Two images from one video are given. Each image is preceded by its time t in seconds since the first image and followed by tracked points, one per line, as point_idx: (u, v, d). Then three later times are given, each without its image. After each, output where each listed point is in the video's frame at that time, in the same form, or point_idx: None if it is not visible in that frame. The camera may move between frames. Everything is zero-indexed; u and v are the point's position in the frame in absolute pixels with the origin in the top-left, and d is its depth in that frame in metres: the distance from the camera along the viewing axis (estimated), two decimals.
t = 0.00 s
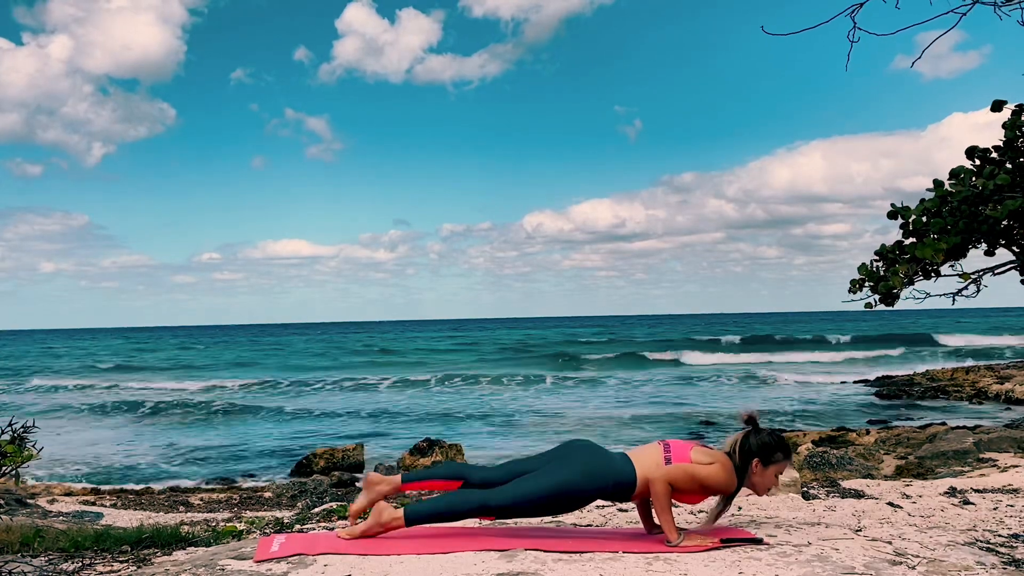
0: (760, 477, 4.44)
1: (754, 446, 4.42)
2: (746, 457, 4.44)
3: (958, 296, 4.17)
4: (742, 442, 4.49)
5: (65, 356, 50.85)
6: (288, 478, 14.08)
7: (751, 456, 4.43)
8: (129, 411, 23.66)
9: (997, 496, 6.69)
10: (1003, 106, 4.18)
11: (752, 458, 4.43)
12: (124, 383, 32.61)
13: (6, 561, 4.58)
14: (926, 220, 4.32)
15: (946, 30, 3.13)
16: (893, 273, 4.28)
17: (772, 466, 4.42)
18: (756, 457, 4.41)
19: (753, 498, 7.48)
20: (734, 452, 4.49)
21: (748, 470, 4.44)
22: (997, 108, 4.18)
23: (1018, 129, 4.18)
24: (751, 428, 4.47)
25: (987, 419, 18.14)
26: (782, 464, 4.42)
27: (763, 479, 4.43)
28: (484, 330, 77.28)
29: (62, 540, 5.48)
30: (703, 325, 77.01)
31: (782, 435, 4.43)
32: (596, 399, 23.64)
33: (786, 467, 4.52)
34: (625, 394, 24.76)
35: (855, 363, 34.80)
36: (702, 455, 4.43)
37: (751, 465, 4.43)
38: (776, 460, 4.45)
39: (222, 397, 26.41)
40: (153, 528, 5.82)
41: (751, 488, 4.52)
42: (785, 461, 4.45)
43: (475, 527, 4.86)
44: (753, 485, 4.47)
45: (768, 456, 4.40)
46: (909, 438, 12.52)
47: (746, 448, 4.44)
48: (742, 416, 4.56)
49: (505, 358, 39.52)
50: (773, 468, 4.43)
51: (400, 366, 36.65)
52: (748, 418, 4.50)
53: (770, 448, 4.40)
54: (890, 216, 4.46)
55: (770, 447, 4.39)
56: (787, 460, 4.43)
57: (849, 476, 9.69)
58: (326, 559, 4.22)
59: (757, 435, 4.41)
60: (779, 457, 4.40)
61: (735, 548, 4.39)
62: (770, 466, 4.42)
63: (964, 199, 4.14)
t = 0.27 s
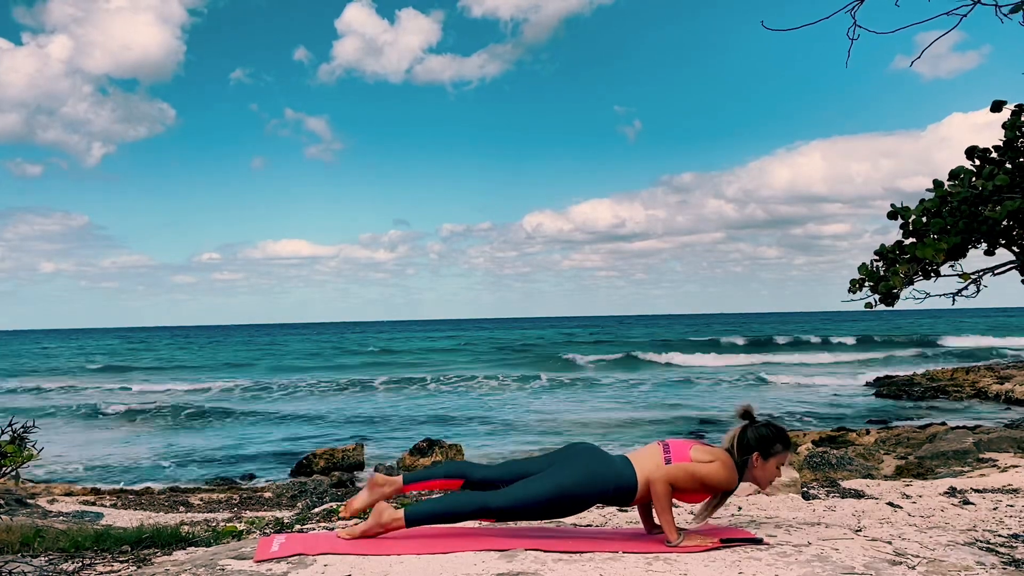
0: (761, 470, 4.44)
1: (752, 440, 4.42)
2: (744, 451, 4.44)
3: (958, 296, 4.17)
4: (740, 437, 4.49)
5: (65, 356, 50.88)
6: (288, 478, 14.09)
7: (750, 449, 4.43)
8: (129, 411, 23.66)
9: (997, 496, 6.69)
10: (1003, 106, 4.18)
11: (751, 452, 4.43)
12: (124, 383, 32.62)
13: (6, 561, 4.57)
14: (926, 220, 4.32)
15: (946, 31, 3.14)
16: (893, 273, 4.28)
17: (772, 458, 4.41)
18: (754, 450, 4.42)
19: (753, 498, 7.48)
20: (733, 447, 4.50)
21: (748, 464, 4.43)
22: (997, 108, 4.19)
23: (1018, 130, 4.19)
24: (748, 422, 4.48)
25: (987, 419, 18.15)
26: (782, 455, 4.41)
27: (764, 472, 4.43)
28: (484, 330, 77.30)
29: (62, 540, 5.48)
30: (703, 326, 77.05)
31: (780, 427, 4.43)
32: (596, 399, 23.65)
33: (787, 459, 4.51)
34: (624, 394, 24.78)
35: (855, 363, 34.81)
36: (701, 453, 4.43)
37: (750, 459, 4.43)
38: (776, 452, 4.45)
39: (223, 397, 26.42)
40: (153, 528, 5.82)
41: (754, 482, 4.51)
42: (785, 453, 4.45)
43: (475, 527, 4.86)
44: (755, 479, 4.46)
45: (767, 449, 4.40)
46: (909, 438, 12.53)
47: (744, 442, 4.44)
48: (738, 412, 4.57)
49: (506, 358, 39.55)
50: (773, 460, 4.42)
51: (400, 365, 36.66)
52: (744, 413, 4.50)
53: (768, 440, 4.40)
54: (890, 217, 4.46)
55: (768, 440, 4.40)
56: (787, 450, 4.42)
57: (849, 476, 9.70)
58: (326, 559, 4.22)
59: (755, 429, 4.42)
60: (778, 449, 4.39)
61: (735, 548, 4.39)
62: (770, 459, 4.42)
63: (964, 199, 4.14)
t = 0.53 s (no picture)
0: (761, 462, 4.43)
1: (750, 433, 4.42)
2: (744, 445, 4.44)
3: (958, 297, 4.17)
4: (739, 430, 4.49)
5: (65, 356, 50.91)
6: (288, 478, 14.10)
7: (749, 442, 4.43)
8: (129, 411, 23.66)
9: (997, 496, 6.69)
10: (1003, 106, 4.17)
11: (751, 444, 4.42)
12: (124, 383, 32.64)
13: (6, 561, 4.57)
14: (926, 220, 4.32)
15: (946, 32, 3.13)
16: (893, 273, 4.28)
17: (772, 449, 4.40)
18: (755, 442, 4.41)
19: (753, 498, 7.48)
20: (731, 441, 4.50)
21: (746, 456, 4.43)
22: (997, 108, 4.18)
23: (1018, 130, 4.19)
24: (744, 416, 4.47)
25: (987, 420, 18.15)
26: (783, 446, 4.40)
27: (765, 463, 4.42)
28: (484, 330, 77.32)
29: (62, 540, 5.47)
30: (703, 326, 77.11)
31: (777, 417, 4.42)
32: (596, 399, 23.66)
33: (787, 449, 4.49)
34: (625, 394, 24.78)
35: (855, 364, 34.82)
36: (699, 450, 4.42)
37: (749, 452, 4.42)
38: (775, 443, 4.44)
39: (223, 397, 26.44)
40: (153, 528, 5.82)
41: (754, 475, 4.49)
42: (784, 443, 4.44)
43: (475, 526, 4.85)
44: (756, 471, 4.45)
45: (766, 441, 4.40)
46: (909, 438, 12.54)
47: (743, 435, 4.45)
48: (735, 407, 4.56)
49: (506, 358, 39.55)
50: (772, 452, 4.41)
51: (400, 366, 36.68)
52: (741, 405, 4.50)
53: (766, 432, 4.39)
54: (890, 217, 4.45)
55: (766, 431, 4.39)
56: (785, 440, 4.40)
57: (849, 476, 9.70)
58: (326, 559, 4.22)
59: (751, 421, 4.41)
60: (777, 439, 4.38)
61: (735, 549, 4.39)
62: (769, 451, 4.41)
63: (964, 200, 4.13)
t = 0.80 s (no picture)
0: (758, 442, 4.44)
1: (743, 415, 4.43)
2: (738, 429, 4.45)
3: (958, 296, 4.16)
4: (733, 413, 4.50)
5: (65, 356, 50.92)
6: (288, 478, 14.09)
7: (743, 425, 4.44)
8: (129, 411, 23.66)
9: (997, 496, 6.69)
10: (1003, 106, 4.17)
11: (746, 427, 4.43)
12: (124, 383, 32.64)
13: (6, 562, 4.57)
14: (926, 220, 4.31)
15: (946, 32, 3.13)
16: (893, 273, 4.28)
17: (766, 428, 4.42)
18: (749, 424, 4.42)
19: (753, 498, 7.49)
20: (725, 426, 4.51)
21: (742, 439, 4.44)
22: (997, 108, 4.17)
23: (1018, 130, 4.19)
24: (735, 399, 4.48)
25: (988, 420, 18.14)
26: (777, 423, 4.41)
27: (763, 444, 4.43)
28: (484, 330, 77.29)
29: (62, 540, 5.47)
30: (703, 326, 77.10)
31: (767, 395, 4.44)
32: (596, 399, 23.67)
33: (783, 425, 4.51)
34: (625, 394, 24.78)
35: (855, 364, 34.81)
36: (696, 442, 4.44)
37: (745, 434, 4.43)
38: (770, 422, 4.45)
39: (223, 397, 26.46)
40: (153, 528, 5.82)
41: (753, 457, 4.50)
42: (779, 420, 4.45)
43: (475, 526, 4.85)
44: (755, 453, 4.46)
45: (760, 421, 4.41)
46: (909, 438, 12.53)
47: (736, 419, 4.46)
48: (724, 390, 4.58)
49: (506, 358, 39.56)
50: (768, 431, 4.42)
51: (400, 365, 36.68)
52: (731, 389, 4.51)
53: (759, 411, 4.41)
54: (890, 217, 4.45)
55: (759, 411, 4.40)
56: (779, 416, 4.42)
57: (849, 476, 9.70)
58: (326, 559, 4.21)
59: (743, 404, 4.42)
60: (770, 418, 4.40)
61: (735, 548, 4.39)
62: (764, 431, 4.42)
63: (964, 200, 4.13)
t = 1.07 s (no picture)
0: (749, 421, 4.40)
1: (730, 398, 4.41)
2: (727, 412, 4.43)
3: (959, 296, 4.16)
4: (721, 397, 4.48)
5: (65, 356, 50.92)
6: (288, 478, 14.09)
7: (731, 408, 4.42)
8: (129, 411, 23.68)
9: (997, 496, 6.68)
10: (1002, 106, 4.17)
11: (734, 408, 4.40)
12: (124, 382, 32.67)
13: (6, 562, 4.57)
14: (926, 220, 4.31)
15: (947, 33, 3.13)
16: (893, 273, 4.28)
17: (756, 406, 4.37)
18: (737, 405, 4.38)
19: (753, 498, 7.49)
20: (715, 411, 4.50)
21: (733, 421, 4.41)
22: (997, 108, 4.17)
23: (1018, 130, 4.19)
24: (721, 380, 4.45)
25: (988, 420, 18.14)
26: (765, 400, 4.37)
27: (755, 423, 4.39)
28: (484, 330, 77.27)
29: (62, 540, 5.47)
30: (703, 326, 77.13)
31: (751, 372, 4.39)
32: (596, 399, 23.69)
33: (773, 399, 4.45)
34: (624, 394, 24.80)
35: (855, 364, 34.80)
36: (688, 434, 4.44)
37: (734, 414, 4.39)
38: (758, 399, 4.40)
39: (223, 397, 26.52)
40: (153, 528, 5.82)
41: (748, 436, 4.46)
42: (767, 396, 4.40)
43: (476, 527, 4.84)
44: (748, 434, 4.42)
45: (747, 401, 4.37)
46: (909, 438, 12.53)
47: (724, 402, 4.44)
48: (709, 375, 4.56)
49: (506, 358, 39.56)
50: (757, 408, 4.38)
51: (400, 365, 36.70)
52: (714, 372, 4.49)
53: (744, 390, 4.37)
54: (890, 217, 4.45)
55: (744, 389, 4.36)
56: (765, 392, 4.35)
57: (848, 476, 9.70)
58: (326, 559, 4.22)
59: (727, 383, 4.39)
60: (758, 396, 4.34)
61: (734, 549, 4.39)
62: (753, 409, 4.38)
63: (964, 200, 4.13)
